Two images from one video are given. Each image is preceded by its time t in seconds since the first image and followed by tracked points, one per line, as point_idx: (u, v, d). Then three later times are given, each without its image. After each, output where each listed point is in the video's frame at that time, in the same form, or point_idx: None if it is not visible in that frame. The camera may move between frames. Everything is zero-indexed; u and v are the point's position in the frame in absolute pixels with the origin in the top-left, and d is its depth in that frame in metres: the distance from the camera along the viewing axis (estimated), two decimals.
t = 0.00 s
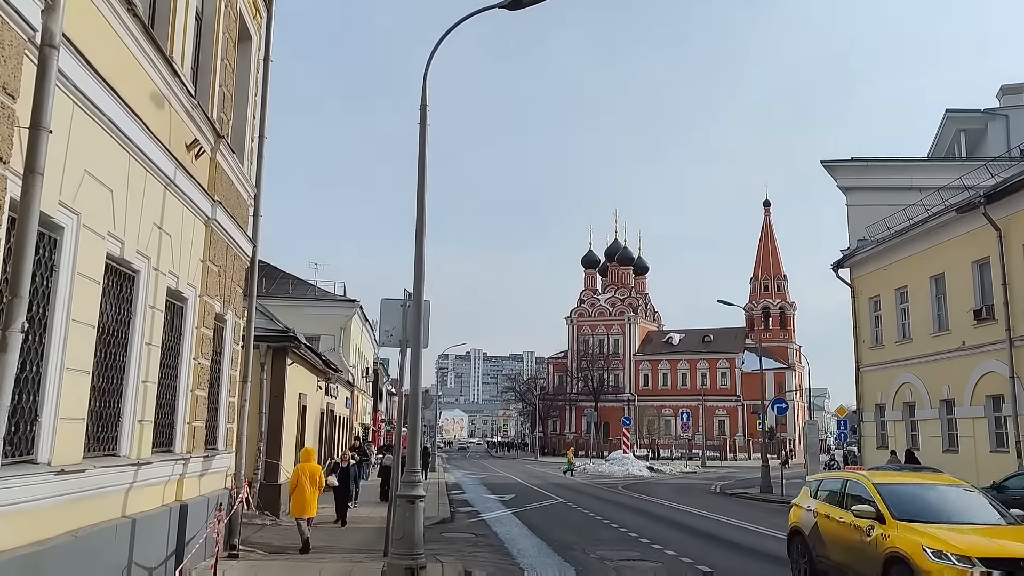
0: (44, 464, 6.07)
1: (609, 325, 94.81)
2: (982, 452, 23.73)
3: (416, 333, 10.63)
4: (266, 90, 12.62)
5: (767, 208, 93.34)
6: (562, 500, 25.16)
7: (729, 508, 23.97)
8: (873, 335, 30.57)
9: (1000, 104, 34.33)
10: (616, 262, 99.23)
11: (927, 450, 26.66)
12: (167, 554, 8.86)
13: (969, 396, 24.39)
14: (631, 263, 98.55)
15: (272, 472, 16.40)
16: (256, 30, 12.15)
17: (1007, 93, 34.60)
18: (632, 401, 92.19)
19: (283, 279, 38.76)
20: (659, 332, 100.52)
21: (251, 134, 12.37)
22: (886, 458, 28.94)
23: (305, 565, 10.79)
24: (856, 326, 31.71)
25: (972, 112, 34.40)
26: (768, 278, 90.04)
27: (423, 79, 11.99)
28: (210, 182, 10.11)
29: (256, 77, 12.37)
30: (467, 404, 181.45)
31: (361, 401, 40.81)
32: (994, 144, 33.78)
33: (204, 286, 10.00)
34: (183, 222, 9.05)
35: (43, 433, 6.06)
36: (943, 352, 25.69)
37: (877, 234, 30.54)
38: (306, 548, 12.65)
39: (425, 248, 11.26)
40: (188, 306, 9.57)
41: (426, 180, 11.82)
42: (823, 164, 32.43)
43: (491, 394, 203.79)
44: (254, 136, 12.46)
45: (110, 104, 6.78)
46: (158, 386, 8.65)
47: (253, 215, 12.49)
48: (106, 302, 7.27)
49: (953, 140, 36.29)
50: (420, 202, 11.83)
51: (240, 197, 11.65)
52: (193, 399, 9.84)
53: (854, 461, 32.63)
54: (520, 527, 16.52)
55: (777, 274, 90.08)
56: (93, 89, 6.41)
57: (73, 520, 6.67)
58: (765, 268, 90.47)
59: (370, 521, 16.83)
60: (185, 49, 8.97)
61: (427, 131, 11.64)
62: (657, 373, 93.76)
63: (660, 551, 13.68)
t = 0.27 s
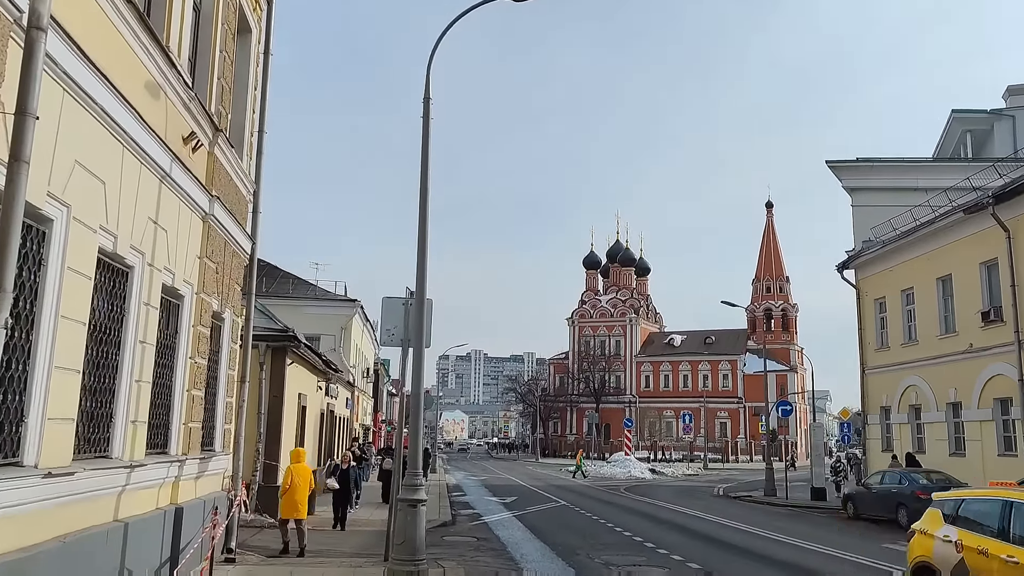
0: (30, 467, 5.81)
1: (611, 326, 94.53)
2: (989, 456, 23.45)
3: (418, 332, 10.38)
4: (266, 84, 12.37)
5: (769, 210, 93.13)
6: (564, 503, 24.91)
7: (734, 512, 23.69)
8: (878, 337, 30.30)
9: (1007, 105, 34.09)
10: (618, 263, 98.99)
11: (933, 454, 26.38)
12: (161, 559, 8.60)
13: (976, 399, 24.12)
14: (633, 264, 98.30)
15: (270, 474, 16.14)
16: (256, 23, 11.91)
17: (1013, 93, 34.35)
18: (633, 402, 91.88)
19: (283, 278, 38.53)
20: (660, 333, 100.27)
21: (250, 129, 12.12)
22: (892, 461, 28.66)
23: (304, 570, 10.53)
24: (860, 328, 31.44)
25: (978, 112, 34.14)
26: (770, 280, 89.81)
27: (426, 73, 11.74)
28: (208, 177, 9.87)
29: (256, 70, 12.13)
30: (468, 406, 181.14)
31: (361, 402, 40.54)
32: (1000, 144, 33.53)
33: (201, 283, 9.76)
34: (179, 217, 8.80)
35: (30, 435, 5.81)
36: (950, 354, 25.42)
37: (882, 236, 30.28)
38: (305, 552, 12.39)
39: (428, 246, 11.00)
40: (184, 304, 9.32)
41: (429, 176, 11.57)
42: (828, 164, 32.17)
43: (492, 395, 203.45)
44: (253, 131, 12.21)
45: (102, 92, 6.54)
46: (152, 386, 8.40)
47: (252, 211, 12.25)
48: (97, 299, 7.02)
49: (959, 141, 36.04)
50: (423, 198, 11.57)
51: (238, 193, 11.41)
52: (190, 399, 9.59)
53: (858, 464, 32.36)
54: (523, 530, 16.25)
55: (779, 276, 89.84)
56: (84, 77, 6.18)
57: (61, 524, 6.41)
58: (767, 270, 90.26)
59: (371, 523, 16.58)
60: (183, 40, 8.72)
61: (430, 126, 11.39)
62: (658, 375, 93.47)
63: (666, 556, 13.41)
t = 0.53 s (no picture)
0: (13, 470, 5.58)
1: (612, 327, 94.32)
2: (994, 457, 23.22)
3: (418, 332, 10.16)
4: (263, 80, 12.16)
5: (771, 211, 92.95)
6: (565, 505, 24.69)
7: (737, 513, 23.48)
8: (882, 338, 30.09)
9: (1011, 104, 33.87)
10: (619, 264, 98.80)
11: (938, 455, 26.16)
12: (154, 566, 8.37)
13: (981, 400, 23.89)
14: (634, 265, 98.10)
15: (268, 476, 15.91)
16: (254, 18, 11.71)
17: (1017, 92, 34.14)
18: (634, 404, 91.66)
19: (283, 279, 38.35)
20: (661, 334, 100.05)
21: (248, 126, 11.92)
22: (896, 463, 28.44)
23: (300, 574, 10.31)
24: (863, 329, 31.24)
25: (982, 112, 33.90)
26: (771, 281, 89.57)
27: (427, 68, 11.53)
28: (203, 174, 9.65)
29: (253, 66, 11.92)
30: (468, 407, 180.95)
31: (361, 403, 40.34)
32: (1004, 144, 33.31)
33: (196, 282, 9.55)
34: (172, 214, 8.58)
35: (14, 438, 5.58)
36: (954, 355, 25.20)
37: (886, 236, 30.06)
38: (303, 556, 12.17)
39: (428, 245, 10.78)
40: (178, 303, 9.10)
41: (429, 173, 11.34)
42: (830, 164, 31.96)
43: (492, 397, 203.18)
44: (250, 128, 12.00)
45: (90, 83, 6.34)
46: (144, 387, 8.17)
47: (249, 209, 12.03)
48: (86, 297, 6.80)
49: (963, 140, 35.81)
50: (424, 196, 11.35)
51: (235, 190, 11.19)
52: (184, 400, 9.37)
53: (861, 466, 32.15)
54: (524, 533, 16.03)
55: (780, 277, 89.62)
56: (71, 67, 5.99)
57: (47, 531, 6.19)
58: (768, 271, 89.96)
59: (370, 525, 16.37)
60: (176, 32, 8.51)
61: (431, 123, 11.17)
62: (659, 376, 93.24)
63: (669, 560, 13.18)
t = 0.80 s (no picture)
0: None
1: (614, 325, 94.02)
2: (1003, 456, 22.92)
3: (417, 326, 9.90)
4: (260, 70, 11.89)
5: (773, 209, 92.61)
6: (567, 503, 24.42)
7: (742, 512, 23.20)
8: (888, 336, 29.78)
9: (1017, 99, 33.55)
10: (621, 263, 98.50)
11: (945, 454, 25.87)
12: (145, 565, 8.12)
13: (989, 398, 23.60)
14: (636, 264, 97.79)
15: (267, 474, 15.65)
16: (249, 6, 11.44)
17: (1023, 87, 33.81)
18: (637, 403, 91.38)
19: (283, 277, 38.12)
20: (663, 333, 99.71)
21: (243, 117, 11.66)
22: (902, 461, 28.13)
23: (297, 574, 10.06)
24: (868, 326, 30.95)
25: (987, 107, 33.58)
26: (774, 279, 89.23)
27: (426, 56, 11.26)
28: (196, 163, 9.39)
29: (249, 55, 11.66)
30: (470, 406, 180.81)
31: (362, 402, 40.10)
32: (1011, 139, 32.99)
33: (189, 275, 9.29)
34: (163, 203, 8.32)
35: None
36: (962, 352, 24.90)
37: (892, 232, 29.76)
38: (301, 556, 11.89)
39: (427, 236, 10.52)
40: (170, 295, 8.84)
41: (428, 164, 11.07)
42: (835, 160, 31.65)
43: (494, 396, 202.89)
44: (246, 119, 11.74)
45: (73, 62, 6.08)
46: (134, 382, 7.91)
47: (245, 202, 11.77)
48: (71, 286, 6.55)
49: (969, 136, 35.49)
50: (423, 187, 11.08)
51: (230, 181, 10.93)
52: (177, 395, 9.11)
53: (867, 464, 31.85)
54: (527, 533, 15.77)
55: (783, 275, 89.29)
56: (52, 44, 5.73)
57: (29, 530, 5.94)
58: (771, 270, 89.64)
59: (370, 525, 16.11)
60: (167, 15, 8.24)
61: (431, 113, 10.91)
62: (661, 375, 92.95)
63: (675, 560, 12.92)
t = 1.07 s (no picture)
0: None
1: (614, 324, 93.77)
2: (1007, 455, 22.67)
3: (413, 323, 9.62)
4: (253, 61, 11.62)
5: (773, 207, 92.32)
6: (567, 503, 24.17)
7: (744, 512, 22.96)
8: (891, 334, 29.53)
9: (1021, 95, 33.27)
10: (621, 261, 98.22)
11: (948, 453, 25.62)
12: (133, 570, 7.87)
13: (994, 397, 23.34)
14: (636, 262, 97.54)
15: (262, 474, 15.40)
16: None
17: None
18: (637, 401, 91.19)
19: (281, 275, 37.87)
20: (663, 331, 99.46)
21: (236, 110, 11.40)
22: (904, 460, 27.89)
23: None
24: (871, 324, 30.70)
25: (991, 104, 33.31)
26: (774, 277, 88.95)
27: (423, 47, 10.99)
28: (186, 155, 9.13)
29: (242, 46, 11.39)
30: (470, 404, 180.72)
31: (360, 400, 39.86)
32: (1015, 136, 32.71)
33: (179, 271, 9.03)
34: (150, 196, 8.06)
35: None
36: (966, 350, 24.65)
37: (894, 229, 29.52)
38: (296, 558, 11.63)
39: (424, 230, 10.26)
40: (158, 291, 8.59)
41: (425, 158, 10.80)
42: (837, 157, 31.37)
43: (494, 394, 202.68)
44: (239, 112, 11.48)
45: (51, 47, 5.82)
46: (120, 380, 7.65)
47: (237, 196, 11.51)
48: (51, 281, 6.29)
49: (972, 133, 35.21)
50: (420, 181, 10.82)
51: (222, 175, 10.68)
52: (166, 394, 8.85)
53: (869, 463, 31.61)
54: (527, 534, 15.52)
55: (783, 273, 89.02)
56: (28, 27, 5.48)
57: (7, 536, 5.67)
58: (771, 268, 89.31)
59: (367, 525, 15.86)
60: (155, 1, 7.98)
61: (427, 105, 10.64)
62: (661, 373, 92.73)
63: (677, 562, 12.66)
